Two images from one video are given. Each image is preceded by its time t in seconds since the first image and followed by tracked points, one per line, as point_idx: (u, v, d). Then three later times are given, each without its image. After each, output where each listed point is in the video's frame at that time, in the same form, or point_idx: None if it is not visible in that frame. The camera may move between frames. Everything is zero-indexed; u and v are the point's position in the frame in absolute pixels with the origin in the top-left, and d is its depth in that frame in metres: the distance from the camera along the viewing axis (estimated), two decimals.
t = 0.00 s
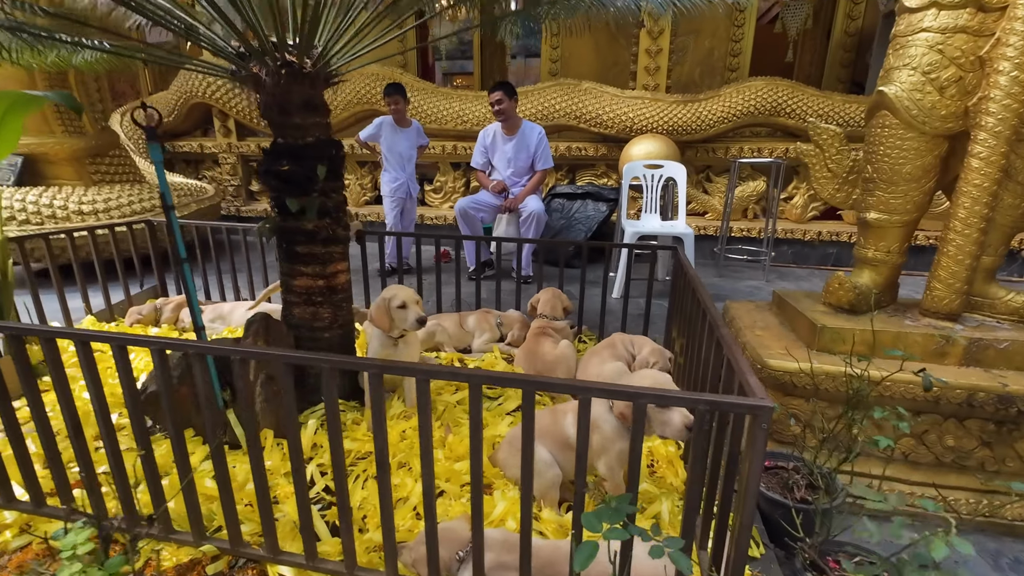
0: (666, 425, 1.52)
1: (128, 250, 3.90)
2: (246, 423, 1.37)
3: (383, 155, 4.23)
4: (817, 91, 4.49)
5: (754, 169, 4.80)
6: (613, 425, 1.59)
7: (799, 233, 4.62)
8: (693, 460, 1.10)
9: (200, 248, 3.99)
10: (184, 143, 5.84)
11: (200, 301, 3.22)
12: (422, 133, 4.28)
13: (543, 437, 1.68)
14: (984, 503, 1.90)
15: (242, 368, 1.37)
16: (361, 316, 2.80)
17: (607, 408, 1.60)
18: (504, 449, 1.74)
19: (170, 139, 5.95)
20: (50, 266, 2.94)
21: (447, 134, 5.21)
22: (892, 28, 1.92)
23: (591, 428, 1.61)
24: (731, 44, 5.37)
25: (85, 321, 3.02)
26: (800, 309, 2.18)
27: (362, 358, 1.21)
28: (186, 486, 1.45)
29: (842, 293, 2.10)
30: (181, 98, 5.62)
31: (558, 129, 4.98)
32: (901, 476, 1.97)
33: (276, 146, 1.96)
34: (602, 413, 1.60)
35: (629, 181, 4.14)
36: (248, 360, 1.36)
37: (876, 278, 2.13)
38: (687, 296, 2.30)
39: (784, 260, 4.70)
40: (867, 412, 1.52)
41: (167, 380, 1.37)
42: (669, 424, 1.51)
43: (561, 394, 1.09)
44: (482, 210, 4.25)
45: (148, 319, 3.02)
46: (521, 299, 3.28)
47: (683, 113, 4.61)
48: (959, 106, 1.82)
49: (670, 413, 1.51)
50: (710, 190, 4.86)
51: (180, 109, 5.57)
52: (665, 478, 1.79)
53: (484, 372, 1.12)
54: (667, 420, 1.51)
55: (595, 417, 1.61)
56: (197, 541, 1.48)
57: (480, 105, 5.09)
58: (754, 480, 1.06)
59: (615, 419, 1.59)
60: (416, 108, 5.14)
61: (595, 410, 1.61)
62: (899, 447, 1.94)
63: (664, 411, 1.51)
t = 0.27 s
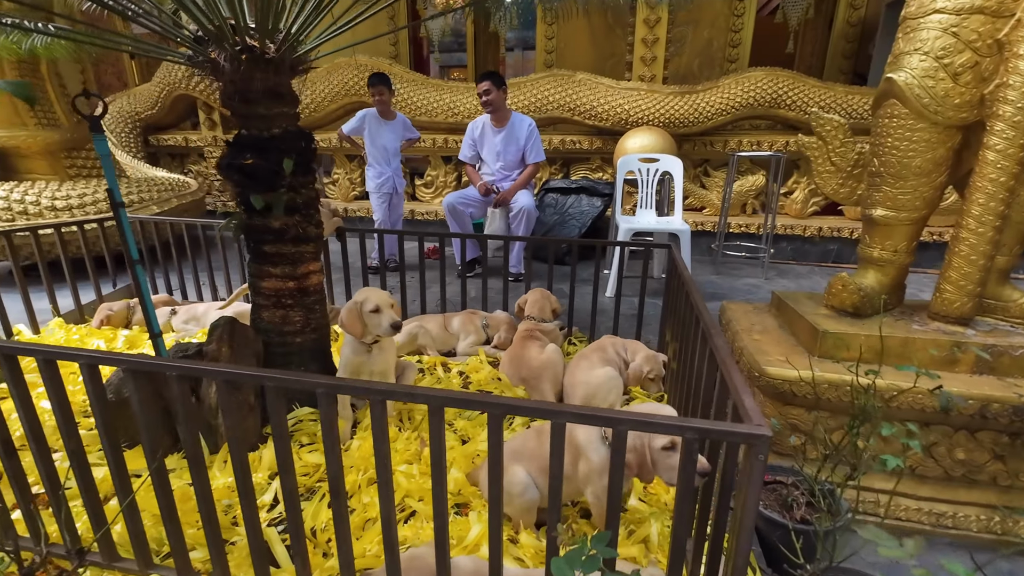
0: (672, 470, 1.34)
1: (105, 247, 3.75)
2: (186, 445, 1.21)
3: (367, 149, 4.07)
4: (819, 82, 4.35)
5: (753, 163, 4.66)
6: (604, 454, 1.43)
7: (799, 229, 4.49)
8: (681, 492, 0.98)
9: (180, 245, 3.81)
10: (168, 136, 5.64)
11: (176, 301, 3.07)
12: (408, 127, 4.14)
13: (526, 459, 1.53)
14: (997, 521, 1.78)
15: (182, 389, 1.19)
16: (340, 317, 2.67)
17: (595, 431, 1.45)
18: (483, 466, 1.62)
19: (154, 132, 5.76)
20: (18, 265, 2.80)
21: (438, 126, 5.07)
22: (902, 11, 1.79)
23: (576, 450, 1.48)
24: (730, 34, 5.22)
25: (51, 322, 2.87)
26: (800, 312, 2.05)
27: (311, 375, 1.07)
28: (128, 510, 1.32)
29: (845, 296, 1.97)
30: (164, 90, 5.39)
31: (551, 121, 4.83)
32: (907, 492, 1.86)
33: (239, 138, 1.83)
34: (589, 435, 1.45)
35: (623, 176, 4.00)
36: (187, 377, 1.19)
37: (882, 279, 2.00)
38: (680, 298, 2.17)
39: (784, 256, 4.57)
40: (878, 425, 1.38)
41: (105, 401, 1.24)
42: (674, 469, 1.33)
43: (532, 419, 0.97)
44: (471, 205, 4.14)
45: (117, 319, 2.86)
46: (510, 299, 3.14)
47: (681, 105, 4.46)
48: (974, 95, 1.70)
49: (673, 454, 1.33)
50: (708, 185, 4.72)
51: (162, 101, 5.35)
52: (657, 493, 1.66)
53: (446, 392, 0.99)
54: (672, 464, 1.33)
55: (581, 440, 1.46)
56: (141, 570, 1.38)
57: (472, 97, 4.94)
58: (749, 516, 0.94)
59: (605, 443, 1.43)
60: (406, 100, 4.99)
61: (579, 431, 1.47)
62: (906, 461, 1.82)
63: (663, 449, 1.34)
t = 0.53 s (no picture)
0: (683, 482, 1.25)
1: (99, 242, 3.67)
2: (162, 457, 1.14)
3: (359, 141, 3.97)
4: (827, 73, 4.24)
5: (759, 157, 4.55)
6: (607, 465, 1.35)
7: (806, 224, 4.39)
8: (691, 515, 0.90)
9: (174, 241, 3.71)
10: (164, 129, 5.49)
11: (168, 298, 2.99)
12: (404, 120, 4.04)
13: (525, 469, 1.45)
14: (1017, 532, 1.72)
15: (156, 398, 1.10)
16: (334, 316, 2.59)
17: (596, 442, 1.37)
18: (480, 474, 1.53)
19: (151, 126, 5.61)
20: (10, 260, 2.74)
21: (437, 119, 4.97)
22: None
23: (578, 461, 1.40)
24: (735, 25, 5.09)
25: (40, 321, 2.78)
26: (812, 312, 1.96)
27: (291, 385, 0.99)
28: (104, 524, 1.25)
29: (860, 296, 1.88)
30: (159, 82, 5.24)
31: (552, 114, 4.73)
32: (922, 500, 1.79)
33: (224, 130, 1.71)
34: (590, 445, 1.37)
35: (627, 169, 3.90)
36: (158, 387, 1.09)
37: (898, 278, 1.91)
38: (685, 296, 2.09)
39: (790, 252, 4.48)
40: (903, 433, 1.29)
41: (76, 409, 1.17)
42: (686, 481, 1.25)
43: (530, 435, 0.89)
44: (470, 201, 4.07)
45: (108, 317, 2.76)
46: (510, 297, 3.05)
47: (686, 97, 4.36)
48: (1000, 83, 1.61)
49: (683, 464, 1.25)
50: (712, 179, 4.62)
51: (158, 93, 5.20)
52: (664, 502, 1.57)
53: (437, 406, 0.91)
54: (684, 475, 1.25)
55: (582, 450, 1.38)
56: None
57: (471, 89, 4.84)
58: (767, 541, 0.86)
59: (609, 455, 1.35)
60: (404, 92, 4.88)
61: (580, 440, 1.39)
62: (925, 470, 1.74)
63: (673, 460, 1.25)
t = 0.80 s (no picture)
0: (711, 512, 1.05)
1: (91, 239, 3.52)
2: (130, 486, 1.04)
3: (351, 135, 3.85)
4: (843, 63, 4.10)
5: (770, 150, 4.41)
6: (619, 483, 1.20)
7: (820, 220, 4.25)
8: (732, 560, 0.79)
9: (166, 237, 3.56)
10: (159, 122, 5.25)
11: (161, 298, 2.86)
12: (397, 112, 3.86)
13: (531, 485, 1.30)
14: None
15: (124, 418, 1.00)
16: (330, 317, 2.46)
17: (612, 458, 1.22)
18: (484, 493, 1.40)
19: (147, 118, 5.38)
20: (6, 256, 2.64)
21: (439, 112, 4.83)
22: None
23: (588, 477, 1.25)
24: (746, 14, 4.93)
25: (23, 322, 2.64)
26: (839, 316, 1.83)
27: (271, 407, 0.87)
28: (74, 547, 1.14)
29: (893, 298, 1.76)
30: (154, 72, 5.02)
31: (557, 106, 4.59)
32: (958, 517, 1.67)
33: (210, 119, 1.55)
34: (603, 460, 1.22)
35: (635, 163, 3.77)
36: (122, 407, 0.97)
37: (931, 279, 1.78)
38: (702, 296, 1.97)
39: (802, 249, 4.35)
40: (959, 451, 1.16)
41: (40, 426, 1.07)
42: (713, 511, 1.05)
43: (545, 469, 0.77)
44: (473, 196, 3.95)
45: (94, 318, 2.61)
46: (514, 297, 2.91)
47: (696, 89, 4.22)
48: None
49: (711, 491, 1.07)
50: (722, 173, 4.48)
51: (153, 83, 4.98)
52: (682, 525, 1.45)
53: (438, 435, 0.79)
54: (711, 505, 1.05)
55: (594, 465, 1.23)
56: None
57: (473, 81, 4.71)
58: None
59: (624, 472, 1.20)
60: (405, 84, 4.75)
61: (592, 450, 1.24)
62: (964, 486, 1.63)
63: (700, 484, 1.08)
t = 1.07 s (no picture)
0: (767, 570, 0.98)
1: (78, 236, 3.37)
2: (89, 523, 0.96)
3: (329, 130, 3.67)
4: (855, 55, 3.98)
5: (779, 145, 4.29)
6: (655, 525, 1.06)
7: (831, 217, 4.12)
8: None
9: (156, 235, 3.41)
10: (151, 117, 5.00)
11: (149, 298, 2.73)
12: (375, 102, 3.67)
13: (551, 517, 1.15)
14: None
15: (80, 453, 0.89)
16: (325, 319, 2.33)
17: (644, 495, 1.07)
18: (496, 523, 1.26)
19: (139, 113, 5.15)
20: None
21: (438, 105, 4.70)
22: None
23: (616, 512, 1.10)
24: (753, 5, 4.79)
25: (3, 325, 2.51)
26: (867, 322, 1.72)
27: (249, 442, 0.75)
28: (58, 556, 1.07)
29: (926, 304, 1.65)
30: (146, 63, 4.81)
31: (560, 99, 4.46)
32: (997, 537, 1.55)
33: (192, 110, 1.42)
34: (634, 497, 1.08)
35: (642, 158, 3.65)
36: (80, 440, 0.86)
37: (967, 282, 1.66)
38: (718, 300, 1.86)
39: (812, 247, 4.23)
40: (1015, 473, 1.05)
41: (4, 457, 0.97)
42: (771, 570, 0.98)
43: (571, 521, 0.67)
44: (474, 192, 3.82)
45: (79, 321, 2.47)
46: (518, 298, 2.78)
47: (703, 81, 4.09)
48: None
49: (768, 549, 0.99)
50: (730, 169, 4.35)
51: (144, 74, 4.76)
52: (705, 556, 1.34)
53: (445, 479, 0.68)
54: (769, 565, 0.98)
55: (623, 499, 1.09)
56: None
57: (474, 73, 4.58)
58: None
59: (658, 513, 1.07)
60: (403, 77, 4.61)
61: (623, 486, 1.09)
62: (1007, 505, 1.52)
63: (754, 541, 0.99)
